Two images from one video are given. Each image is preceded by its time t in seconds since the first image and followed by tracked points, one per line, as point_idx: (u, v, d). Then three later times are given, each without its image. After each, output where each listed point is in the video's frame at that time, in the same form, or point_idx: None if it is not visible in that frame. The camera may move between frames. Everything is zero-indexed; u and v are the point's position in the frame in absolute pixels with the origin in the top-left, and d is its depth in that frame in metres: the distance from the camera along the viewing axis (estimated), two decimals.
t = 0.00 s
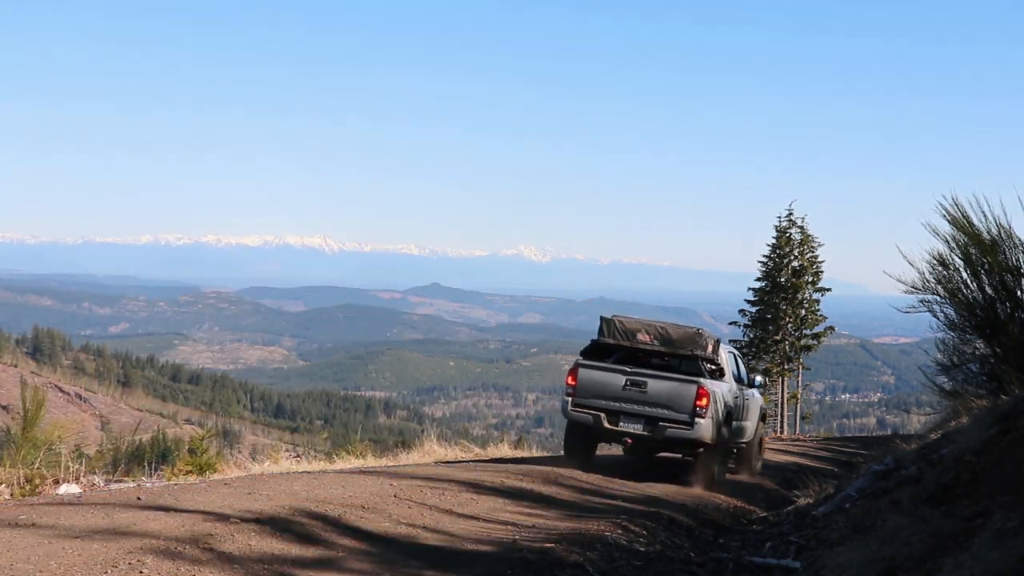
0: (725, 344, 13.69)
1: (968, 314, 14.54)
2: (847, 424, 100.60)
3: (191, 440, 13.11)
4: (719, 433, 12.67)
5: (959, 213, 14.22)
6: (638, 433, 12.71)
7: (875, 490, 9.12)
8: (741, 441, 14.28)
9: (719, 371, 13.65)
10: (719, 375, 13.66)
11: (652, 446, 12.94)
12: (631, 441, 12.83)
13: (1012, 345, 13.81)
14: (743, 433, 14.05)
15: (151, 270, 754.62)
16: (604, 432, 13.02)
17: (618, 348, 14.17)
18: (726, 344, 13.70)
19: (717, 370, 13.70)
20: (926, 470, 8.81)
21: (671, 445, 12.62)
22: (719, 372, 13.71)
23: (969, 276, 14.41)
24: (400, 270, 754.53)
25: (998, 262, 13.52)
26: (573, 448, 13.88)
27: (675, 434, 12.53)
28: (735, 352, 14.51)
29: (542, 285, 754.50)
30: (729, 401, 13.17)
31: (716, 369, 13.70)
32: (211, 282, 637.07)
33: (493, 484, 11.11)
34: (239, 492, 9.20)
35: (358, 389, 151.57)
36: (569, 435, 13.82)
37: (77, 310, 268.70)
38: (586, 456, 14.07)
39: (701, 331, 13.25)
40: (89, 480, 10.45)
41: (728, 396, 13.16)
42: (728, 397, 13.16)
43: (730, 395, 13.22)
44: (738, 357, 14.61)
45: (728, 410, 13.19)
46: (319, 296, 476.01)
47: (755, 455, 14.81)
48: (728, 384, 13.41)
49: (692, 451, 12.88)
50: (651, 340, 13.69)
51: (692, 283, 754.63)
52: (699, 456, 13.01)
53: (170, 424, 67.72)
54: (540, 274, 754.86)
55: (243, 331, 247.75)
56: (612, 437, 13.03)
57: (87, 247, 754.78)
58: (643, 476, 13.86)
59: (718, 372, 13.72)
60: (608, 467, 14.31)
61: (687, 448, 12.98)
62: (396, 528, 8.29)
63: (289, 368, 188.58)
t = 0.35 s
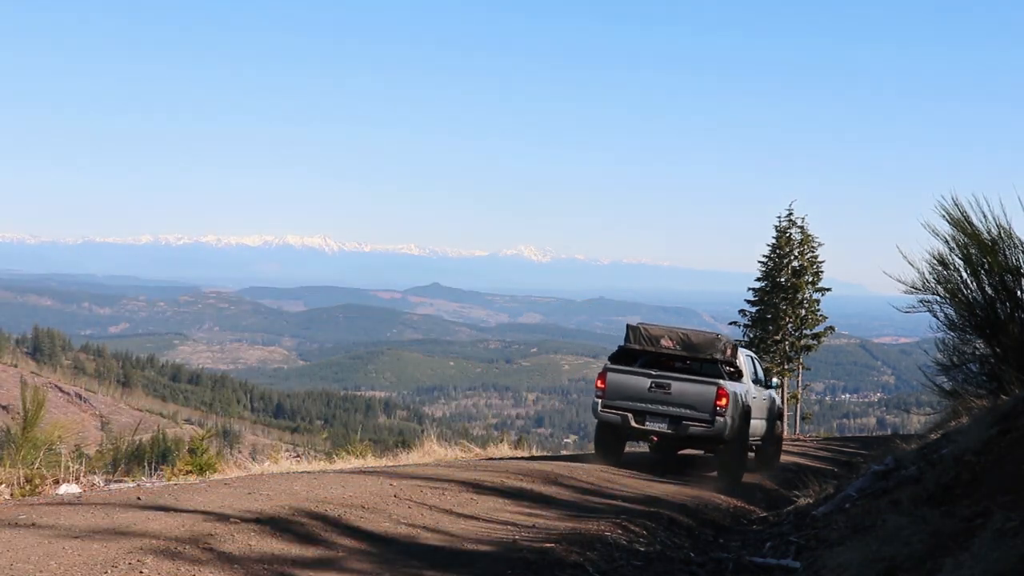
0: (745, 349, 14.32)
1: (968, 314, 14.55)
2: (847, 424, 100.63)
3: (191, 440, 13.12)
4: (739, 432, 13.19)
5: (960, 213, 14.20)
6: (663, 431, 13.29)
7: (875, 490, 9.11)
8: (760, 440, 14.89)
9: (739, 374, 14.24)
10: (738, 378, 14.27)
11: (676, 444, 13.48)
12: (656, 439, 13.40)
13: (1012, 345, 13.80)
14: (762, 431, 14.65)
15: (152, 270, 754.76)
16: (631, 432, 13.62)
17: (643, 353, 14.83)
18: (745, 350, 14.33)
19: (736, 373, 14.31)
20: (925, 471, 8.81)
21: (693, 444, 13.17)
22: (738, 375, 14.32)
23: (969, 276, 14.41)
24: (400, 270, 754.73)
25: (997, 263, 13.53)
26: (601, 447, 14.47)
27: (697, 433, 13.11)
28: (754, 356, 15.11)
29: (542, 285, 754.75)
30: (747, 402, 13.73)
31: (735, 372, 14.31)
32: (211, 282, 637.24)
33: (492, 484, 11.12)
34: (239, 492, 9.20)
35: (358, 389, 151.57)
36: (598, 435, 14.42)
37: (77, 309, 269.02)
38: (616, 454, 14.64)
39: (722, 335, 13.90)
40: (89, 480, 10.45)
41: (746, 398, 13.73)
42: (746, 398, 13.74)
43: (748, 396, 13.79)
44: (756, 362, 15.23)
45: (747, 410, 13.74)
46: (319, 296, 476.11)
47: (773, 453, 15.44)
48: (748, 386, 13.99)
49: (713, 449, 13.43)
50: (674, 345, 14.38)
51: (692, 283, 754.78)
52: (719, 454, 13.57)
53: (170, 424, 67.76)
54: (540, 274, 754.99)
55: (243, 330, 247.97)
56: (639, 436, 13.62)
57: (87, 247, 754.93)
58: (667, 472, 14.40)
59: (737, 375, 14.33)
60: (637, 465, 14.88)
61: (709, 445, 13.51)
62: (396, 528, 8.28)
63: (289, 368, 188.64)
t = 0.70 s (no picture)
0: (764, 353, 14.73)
1: (968, 313, 14.55)
2: (847, 424, 100.61)
3: (192, 439, 13.13)
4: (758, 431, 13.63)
5: (959, 213, 14.23)
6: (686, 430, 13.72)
7: (875, 490, 9.11)
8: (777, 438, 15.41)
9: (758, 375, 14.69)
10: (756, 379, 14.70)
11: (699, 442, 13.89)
12: (681, 437, 13.81)
13: (1012, 345, 13.80)
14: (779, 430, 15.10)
15: (151, 270, 754.76)
16: (657, 430, 14.02)
17: (668, 357, 15.23)
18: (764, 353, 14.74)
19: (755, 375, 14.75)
20: (925, 470, 8.82)
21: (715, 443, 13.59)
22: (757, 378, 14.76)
23: (969, 276, 14.42)
24: (400, 270, 754.60)
25: (997, 262, 13.54)
26: (628, 443, 14.89)
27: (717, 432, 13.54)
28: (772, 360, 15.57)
29: (542, 285, 754.66)
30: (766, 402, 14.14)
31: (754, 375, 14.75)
32: (211, 282, 636.86)
33: (492, 484, 11.11)
34: (239, 492, 9.20)
35: (358, 389, 151.55)
36: (625, 433, 14.85)
37: (77, 309, 269.07)
38: (641, 451, 15.09)
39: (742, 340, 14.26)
40: (89, 480, 10.44)
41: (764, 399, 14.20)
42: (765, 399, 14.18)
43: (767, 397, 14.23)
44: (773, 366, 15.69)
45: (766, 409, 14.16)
46: (319, 296, 475.91)
47: (789, 451, 15.99)
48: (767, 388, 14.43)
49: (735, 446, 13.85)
50: (698, 348, 14.76)
51: (692, 283, 754.91)
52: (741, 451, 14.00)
53: (170, 423, 67.78)
54: (540, 275, 755.04)
55: (243, 330, 247.97)
56: (665, 434, 14.01)
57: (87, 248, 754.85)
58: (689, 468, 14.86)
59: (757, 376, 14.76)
60: (661, 462, 15.30)
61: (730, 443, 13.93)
62: (396, 528, 8.28)
63: (289, 368, 188.62)
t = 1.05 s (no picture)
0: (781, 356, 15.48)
1: (969, 314, 14.56)
2: (847, 424, 100.59)
3: (192, 440, 13.14)
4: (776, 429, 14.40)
5: (959, 212, 14.25)
6: (708, 430, 14.48)
7: (875, 490, 9.11)
8: (795, 437, 16.13)
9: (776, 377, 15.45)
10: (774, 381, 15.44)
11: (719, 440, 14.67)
12: (703, 436, 14.58)
13: (1012, 345, 13.80)
14: (797, 428, 15.84)
15: (151, 270, 754.65)
16: (681, 429, 14.79)
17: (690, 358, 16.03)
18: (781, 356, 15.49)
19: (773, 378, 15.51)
20: (926, 471, 8.81)
21: (735, 441, 14.36)
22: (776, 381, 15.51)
23: (969, 276, 14.43)
24: (401, 270, 754.56)
25: (997, 262, 13.55)
26: (653, 441, 15.67)
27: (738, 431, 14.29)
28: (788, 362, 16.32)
29: (543, 285, 754.73)
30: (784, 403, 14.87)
31: (772, 378, 15.50)
32: (211, 283, 636.75)
33: (492, 485, 11.12)
34: (239, 492, 9.20)
35: (358, 389, 151.60)
36: (649, 432, 15.64)
37: (76, 309, 269.11)
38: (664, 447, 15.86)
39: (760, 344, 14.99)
40: (89, 480, 10.43)
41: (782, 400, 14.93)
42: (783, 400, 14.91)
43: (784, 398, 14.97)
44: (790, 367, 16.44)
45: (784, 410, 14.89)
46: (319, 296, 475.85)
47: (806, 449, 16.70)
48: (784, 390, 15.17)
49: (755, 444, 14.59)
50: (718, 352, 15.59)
51: (692, 283, 754.74)
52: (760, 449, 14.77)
53: (170, 423, 67.78)
54: (540, 274, 755.00)
55: (242, 330, 247.90)
56: (689, 433, 14.79)
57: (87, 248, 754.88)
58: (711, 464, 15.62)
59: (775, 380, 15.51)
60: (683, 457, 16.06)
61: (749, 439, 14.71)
62: (396, 528, 8.28)
63: (289, 368, 188.65)
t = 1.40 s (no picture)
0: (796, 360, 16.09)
1: (969, 314, 14.56)
2: (847, 424, 100.51)
3: (192, 440, 13.15)
4: (793, 429, 15.01)
5: (959, 213, 14.25)
6: (729, 429, 15.11)
7: (875, 490, 9.11)
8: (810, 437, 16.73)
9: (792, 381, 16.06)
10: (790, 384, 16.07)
11: (740, 439, 15.30)
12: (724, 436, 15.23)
13: (1013, 345, 13.78)
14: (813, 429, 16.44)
15: (151, 270, 754.60)
16: (703, 430, 15.45)
17: (710, 364, 16.68)
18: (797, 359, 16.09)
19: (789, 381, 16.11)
20: (926, 471, 8.81)
21: (754, 440, 14.98)
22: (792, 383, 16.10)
23: (969, 276, 14.42)
24: (400, 270, 754.51)
25: (998, 262, 13.53)
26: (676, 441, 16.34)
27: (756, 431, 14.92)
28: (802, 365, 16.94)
29: (543, 285, 754.71)
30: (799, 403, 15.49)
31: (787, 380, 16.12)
32: (211, 283, 636.56)
33: (492, 485, 11.14)
34: (239, 492, 9.20)
35: (358, 389, 151.60)
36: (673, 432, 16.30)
37: (76, 309, 269.28)
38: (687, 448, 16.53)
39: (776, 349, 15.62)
40: (89, 480, 10.42)
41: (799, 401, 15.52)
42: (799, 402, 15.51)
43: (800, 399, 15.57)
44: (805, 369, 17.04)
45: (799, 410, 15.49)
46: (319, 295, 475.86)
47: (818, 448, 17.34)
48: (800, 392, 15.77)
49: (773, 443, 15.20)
50: (737, 357, 16.21)
51: (692, 283, 754.88)
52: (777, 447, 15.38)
53: (170, 423, 67.80)
54: (540, 274, 755.02)
55: (242, 329, 247.89)
56: (710, 433, 15.45)
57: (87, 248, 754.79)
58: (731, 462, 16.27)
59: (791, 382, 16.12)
60: (706, 456, 16.71)
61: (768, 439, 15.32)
62: (396, 528, 8.28)
63: (289, 368, 188.63)
